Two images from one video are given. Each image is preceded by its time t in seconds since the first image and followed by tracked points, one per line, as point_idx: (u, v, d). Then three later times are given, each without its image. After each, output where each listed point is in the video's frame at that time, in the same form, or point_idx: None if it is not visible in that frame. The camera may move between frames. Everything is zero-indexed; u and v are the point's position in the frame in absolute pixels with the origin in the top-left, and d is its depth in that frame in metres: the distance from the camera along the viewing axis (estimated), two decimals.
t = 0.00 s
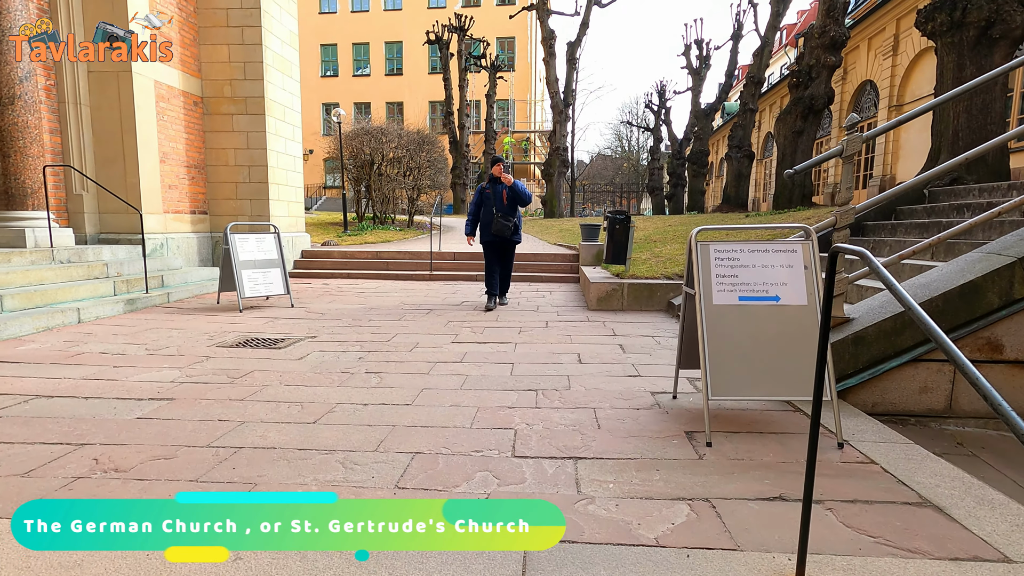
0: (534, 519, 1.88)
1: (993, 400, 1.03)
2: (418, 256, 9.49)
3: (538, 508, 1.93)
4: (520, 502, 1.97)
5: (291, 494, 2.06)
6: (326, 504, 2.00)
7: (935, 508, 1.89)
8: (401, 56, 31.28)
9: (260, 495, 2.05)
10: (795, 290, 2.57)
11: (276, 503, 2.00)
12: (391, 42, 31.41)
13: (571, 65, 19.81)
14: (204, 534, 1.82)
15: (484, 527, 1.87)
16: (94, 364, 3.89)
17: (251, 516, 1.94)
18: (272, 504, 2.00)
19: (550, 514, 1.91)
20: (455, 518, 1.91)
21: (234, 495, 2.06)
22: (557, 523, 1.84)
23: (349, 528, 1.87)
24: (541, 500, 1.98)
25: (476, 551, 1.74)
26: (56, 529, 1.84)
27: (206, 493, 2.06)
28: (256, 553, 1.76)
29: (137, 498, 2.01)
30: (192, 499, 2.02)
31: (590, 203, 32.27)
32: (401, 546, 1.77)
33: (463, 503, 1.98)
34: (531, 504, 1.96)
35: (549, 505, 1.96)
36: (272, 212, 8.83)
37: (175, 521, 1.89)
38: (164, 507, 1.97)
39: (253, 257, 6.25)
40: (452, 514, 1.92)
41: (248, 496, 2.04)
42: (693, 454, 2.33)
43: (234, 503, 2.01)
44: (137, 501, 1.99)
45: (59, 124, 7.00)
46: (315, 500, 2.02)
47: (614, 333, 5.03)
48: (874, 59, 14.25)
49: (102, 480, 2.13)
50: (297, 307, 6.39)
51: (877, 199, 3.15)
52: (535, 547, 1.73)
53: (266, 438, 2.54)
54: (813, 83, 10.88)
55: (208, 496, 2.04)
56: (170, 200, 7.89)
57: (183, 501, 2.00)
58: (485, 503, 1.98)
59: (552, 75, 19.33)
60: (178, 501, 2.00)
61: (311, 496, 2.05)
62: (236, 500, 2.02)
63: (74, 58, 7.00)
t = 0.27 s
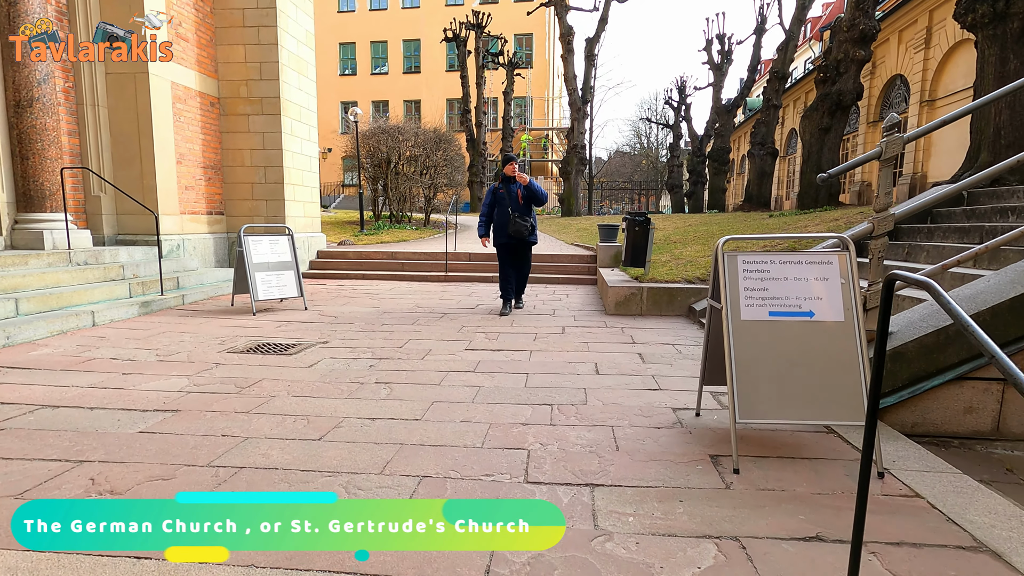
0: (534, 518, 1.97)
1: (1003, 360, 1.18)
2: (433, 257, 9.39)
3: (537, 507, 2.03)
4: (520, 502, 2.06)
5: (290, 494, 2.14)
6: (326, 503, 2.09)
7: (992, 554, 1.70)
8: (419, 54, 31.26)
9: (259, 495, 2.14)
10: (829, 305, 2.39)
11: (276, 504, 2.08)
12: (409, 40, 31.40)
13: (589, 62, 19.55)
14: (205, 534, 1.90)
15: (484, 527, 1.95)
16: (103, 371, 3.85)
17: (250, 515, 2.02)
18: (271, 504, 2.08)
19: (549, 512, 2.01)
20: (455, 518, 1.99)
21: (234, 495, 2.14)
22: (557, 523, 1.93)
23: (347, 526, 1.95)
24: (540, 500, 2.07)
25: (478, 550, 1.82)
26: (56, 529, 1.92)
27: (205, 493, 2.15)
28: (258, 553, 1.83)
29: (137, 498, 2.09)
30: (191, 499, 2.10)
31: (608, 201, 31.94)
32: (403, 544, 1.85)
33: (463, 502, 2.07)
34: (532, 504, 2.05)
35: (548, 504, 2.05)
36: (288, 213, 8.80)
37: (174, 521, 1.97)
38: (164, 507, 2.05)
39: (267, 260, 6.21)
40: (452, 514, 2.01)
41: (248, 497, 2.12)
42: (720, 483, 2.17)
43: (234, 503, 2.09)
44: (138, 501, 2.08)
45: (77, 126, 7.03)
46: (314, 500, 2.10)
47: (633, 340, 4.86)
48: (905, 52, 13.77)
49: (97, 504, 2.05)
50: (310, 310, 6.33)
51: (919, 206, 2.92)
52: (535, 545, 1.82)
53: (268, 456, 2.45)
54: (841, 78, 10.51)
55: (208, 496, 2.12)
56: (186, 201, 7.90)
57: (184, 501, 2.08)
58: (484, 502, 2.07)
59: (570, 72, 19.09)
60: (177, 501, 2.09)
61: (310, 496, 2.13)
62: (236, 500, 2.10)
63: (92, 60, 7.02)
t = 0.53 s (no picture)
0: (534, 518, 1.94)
1: None
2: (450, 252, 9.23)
3: (538, 506, 1.99)
4: (520, 502, 2.02)
5: (289, 493, 2.11)
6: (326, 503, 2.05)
7: None
8: (439, 49, 31.15)
9: (259, 494, 2.11)
10: (879, 308, 2.14)
11: (276, 503, 2.05)
12: (429, 35, 31.29)
13: (611, 54, 19.18)
14: (204, 534, 1.87)
15: (484, 527, 1.91)
16: (109, 370, 3.77)
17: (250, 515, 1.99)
18: (271, 504, 2.05)
19: (549, 510, 1.98)
20: (455, 518, 1.95)
21: (234, 495, 2.11)
22: (557, 523, 1.90)
23: (346, 527, 1.92)
24: (540, 500, 2.03)
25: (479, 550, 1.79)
26: (55, 529, 1.88)
27: (204, 493, 2.11)
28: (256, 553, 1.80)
29: (136, 499, 2.06)
30: (191, 499, 2.07)
31: (629, 196, 31.46)
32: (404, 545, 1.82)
33: (463, 502, 2.04)
34: (531, 504, 2.01)
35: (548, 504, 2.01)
36: (305, 208, 8.72)
37: (174, 521, 1.94)
38: (164, 507, 2.02)
39: (280, 256, 6.11)
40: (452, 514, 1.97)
41: (247, 497, 2.08)
42: (754, 506, 1.95)
43: (234, 503, 2.06)
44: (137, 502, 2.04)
45: (95, 122, 7.03)
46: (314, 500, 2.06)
47: (656, 341, 4.63)
48: (944, 39, 13.15)
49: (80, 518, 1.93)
50: (324, 307, 6.22)
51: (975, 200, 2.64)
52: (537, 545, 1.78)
53: (263, 467, 2.30)
54: (876, 66, 10.04)
55: (207, 496, 2.09)
56: (203, 196, 7.88)
57: (183, 500, 2.05)
58: (483, 501, 2.04)
59: (592, 64, 18.74)
60: (177, 501, 2.05)
61: (310, 495, 2.10)
62: (235, 500, 2.07)
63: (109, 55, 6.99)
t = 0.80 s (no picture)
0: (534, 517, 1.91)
1: None
2: (460, 250, 9.06)
3: (537, 505, 1.96)
4: (520, 502, 1.99)
5: (290, 493, 2.08)
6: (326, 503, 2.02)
7: None
8: (453, 45, 30.97)
9: (259, 493, 2.09)
10: (926, 311, 1.89)
11: (276, 504, 2.02)
12: (443, 31, 31.12)
13: (627, 48, 18.83)
14: (204, 534, 1.85)
15: (484, 527, 1.89)
16: (102, 371, 3.65)
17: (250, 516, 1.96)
18: (271, 504, 2.02)
19: (548, 509, 1.95)
20: (455, 518, 1.92)
21: (234, 494, 2.09)
22: (557, 523, 1.86)
23: (346, 527, 1.89)
24: (539, 499, 1.99)
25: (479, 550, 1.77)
26: (55, 529, 1.86)
27: (203, 493, 2.09)
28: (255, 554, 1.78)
29: (136, 499, 2.03)
30: (192, 499, 2.05)
31: (645, 192, 31.01)
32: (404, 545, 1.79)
33: (463, 502, 2.00)
34: (531, 503, 1.97)
35: (547, 504, 1.97)
36: (314, 205, 8.60)
37: (174, 521, 1.92)
38: (164, 507, 1.99)
39: (285, 253, 5.98)
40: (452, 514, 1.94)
41: (248, 497, 2.06)
42: (783, 537, 1.72)
43: (234, 503, 2.04)
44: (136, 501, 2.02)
45: (102, 118, 6.97)
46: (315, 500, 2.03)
47: (671, 343, 4.40)
48: (976, 27, 12.62)
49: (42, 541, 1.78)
50: (329, 305, 6.08)
51: None
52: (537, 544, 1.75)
53: (245, 483, 2.13)
54: (904, 54, 9.64)
55: (208, 496, 2.07)
56: (210, 192, 7.79)
57: (183, 500, 2.03)
58: (482, 501, 2.01)
59: (606, 58, 18.42)
60: (177, 501, 2.03)
61: (310, 495, 2.07)
62: (236, 500, 2.05)
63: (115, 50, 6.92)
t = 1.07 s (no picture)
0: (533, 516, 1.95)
1: None
2: (469, 249, 8.89)
3: (537, 505, 2.00)
4: (519, 502, 2.03)
5: (290, 493, 2.12)
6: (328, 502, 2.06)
7: None
8: (465, 42, 30.75)
9: (260, 492, 2.12)
10: (974, 328, 1.68)
11: (277, 504, 2.05)
12: (455, 27, 30.92)
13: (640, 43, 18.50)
14: (205, 533, 1.88)
15: (484, 527, 1.92)
16: (94, 378, 3.54)
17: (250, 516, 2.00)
18: (272, 504, 2.05)
19: (547, 508, 1.99)
20: (455, 518, 1.95)
21: (235, 493, 2.12)
22: (557, 523, 1.90)
23: (345, 527, 1.92)
24: (539, 499, 2.03)
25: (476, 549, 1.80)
26: (55, 529, 1.89)
27: (204, 493, 2.13)
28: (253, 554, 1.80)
29: (136, 499, 2.07)
30: (192, 499, 2.08)
31: (658, 189, 30.59)
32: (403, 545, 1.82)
33: (462, 502, 2.03)
34: (530, 503, 2.01)
35: (547, 503, 2.01)
36: (321, 204, 8.48)
37: (174, 521, 1.95)
38: (164, 507, 2.03)
39: (288, 253, 5.85)
40: (452, 514, 1.97)
41: (249, 497, 2.10)
42: None
43: (235, 503, 2.07)
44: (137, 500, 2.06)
45: (107, 117, 6.90)
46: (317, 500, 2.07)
47: (685, 349, 4.20)
48: (1005, 18, 12.16)
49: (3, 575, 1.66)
50: (333, 307, 5.95)
51: None
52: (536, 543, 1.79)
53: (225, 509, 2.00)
54: (930, 46, 9.28)
55: (209, 495, 2.10)
56: (216, 191, 7.70)
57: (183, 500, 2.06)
58: (479, 500, 2.04)
59: (620, 53, 18.11)
60: (178, 501, 2.06)
61: (311, 495, 2.10)
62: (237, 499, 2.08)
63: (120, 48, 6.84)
